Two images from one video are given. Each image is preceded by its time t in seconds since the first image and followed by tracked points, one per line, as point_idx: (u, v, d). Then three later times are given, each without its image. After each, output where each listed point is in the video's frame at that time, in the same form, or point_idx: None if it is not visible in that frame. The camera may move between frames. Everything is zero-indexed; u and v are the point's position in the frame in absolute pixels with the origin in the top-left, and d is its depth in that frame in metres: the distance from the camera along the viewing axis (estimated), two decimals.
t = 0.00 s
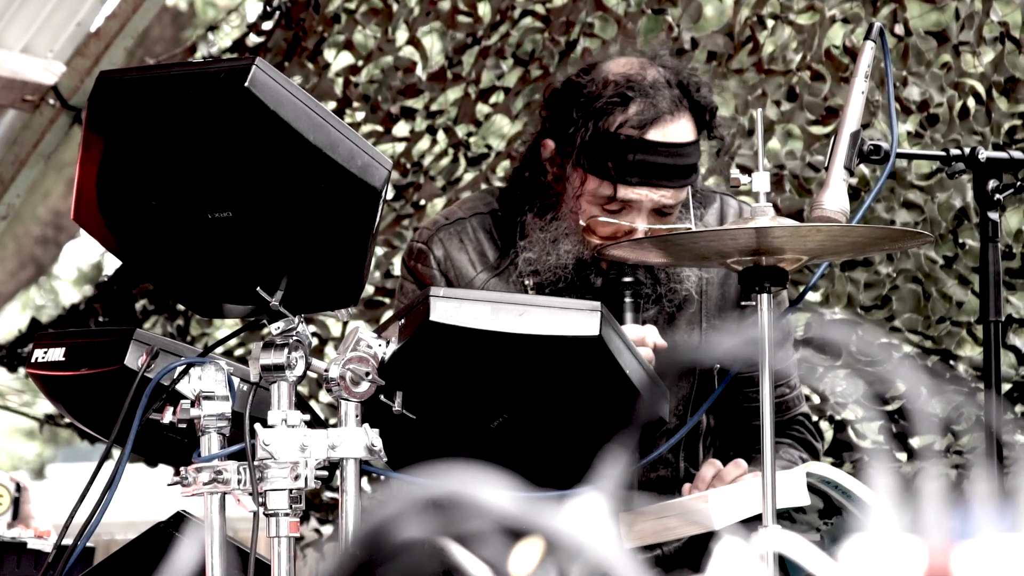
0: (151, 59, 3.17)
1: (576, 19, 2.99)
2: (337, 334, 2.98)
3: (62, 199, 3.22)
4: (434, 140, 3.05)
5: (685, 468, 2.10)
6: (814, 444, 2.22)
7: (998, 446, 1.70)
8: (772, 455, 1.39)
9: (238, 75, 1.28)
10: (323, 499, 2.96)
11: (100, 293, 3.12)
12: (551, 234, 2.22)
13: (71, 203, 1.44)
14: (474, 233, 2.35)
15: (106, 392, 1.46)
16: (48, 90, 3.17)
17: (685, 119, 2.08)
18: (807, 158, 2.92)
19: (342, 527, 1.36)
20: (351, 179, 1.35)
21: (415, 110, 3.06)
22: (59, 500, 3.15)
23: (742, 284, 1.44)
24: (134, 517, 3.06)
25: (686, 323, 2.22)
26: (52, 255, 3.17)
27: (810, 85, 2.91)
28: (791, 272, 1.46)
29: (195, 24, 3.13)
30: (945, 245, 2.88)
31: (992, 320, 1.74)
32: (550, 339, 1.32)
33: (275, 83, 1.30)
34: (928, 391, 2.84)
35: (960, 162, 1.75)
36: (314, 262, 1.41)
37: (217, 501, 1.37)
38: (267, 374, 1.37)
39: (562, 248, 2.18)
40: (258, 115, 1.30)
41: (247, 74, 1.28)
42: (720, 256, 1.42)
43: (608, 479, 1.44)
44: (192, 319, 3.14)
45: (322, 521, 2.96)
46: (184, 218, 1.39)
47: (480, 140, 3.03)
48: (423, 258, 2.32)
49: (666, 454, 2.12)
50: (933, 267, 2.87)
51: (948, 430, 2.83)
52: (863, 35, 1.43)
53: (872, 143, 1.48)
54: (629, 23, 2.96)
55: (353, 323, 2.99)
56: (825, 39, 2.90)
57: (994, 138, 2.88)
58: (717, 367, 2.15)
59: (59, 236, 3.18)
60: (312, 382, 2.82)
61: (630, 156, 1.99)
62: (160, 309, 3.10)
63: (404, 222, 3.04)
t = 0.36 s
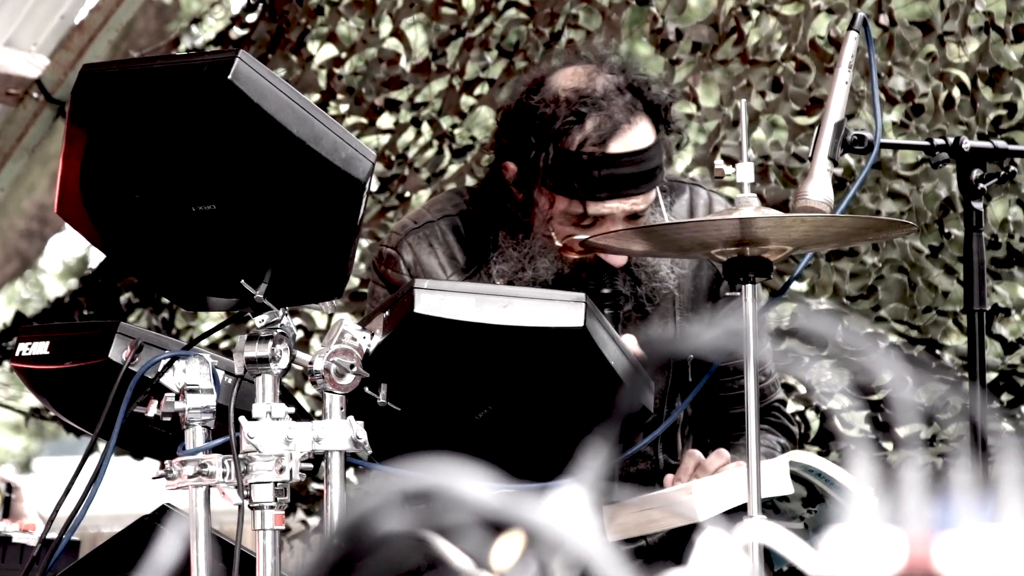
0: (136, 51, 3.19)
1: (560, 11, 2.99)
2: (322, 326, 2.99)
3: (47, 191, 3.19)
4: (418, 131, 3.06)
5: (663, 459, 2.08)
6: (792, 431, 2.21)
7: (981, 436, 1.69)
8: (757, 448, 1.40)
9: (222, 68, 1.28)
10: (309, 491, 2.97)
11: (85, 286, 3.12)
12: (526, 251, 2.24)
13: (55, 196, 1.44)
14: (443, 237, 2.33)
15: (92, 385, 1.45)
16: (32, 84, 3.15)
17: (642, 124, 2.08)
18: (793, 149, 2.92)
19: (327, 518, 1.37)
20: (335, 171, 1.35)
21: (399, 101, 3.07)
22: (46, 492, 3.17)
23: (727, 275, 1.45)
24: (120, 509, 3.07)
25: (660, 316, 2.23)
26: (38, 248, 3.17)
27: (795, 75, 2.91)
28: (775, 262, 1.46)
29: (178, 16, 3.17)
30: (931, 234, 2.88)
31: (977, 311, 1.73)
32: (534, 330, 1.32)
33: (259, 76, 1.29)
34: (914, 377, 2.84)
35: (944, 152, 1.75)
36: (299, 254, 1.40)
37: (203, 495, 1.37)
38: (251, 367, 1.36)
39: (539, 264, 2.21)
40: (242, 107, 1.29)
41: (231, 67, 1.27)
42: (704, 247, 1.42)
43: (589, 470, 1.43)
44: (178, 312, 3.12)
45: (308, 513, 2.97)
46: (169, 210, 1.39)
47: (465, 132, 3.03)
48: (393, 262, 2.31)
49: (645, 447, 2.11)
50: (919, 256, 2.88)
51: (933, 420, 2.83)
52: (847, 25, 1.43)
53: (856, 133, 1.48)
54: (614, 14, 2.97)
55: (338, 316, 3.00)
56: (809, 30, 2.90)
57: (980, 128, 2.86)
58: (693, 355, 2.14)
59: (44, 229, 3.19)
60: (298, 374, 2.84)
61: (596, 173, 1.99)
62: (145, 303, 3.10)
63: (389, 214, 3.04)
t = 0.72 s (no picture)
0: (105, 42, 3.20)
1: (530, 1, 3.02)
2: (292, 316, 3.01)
3: (18, 183, 3.19)
4: (389, 122, 3.07)
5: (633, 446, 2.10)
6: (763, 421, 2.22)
7: (949, 424, 1.70)
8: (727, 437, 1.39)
9: (191, 58, 1.27)
10: (279, 482, 2.99)
11: (55, 278, 3.11)
12: (500, 223, 2.24)
13: (23, 187, 1.43)
14: (416, 220, 2.35)
15: (64, 373, 1.46)
16: (2, 75, 3.16)
17: (627, 96, 2.13)
18: (763, 139, 2.94)
19: (299, 506, 1.37)
20: (304, 161, 1.35)
21: (369, 92, 3.07)
22: (17, 484, 3.18)
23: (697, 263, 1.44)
24: (91, 501, 3.08)
25: (631, 300, 2.26)
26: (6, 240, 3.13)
27: (765, 65, 2.94)
28: (745, 251, 1.46)
29: (148, 7, 3.16)
30: (901, 223, 2.89)
31: (946, 299, 1.75)
32: (504, 320, 1.32)
33: (228, 66, 1.29)
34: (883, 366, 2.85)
35: (915, 141, 1.77)
36: (268, 245, 1.40)
37: (173, 486, 1.37)
38: (221, 357, 1.35)
39: (514, 236, 2.20)
40: (211, 98, 1.29)
41: (199, 57, 1.27)
42: (675, 236, 1.43)
43: (557, 457, 1.44)
44: (149, 304, 3.13)
45: (278, 503, 2.98)
46: (138, 201, 1.39)
47: (435, 123, 3.05)
48: (365, 245, 2.31)
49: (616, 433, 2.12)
50: (889, 245, 2.88)
51: (902, 409, 2.85)
52: (817, 14, 1.44)
53: (826, 122, 1.49)
54: (584, 4, 2.99)
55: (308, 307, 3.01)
56: (779, 19, 2.94)
57: (950, 118, 2.91)
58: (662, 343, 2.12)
59: (15, 221, 3.14)
60: (268, 364, 2.85)
61: (579, 140, 2.04)
62: (115, 294, 3.10)
63: (359, 204, 3.06)
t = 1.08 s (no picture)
0: (90, 41, 3.20)
1: None
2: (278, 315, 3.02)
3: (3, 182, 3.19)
4: (374, 120, 3.07)
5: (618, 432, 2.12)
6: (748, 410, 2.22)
7: (935, 421, 1.71)
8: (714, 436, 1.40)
9: (177, 56, 1.27)
10: (265, 480, 3.00)
11: (41, 276, 3.10)
12: (489, 203, 2.24)
13: (10, 184, 1.43)
14: (398, 203, 2.34)
15: (49, 372, 1.46)
16: None
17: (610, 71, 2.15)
18: (748, 136, 2.94)
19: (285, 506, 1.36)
20: (291, 160, 1.35)
21: (355, 90, 3.08)
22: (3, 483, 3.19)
23: (684, 263, 1.44)
24: (77, 500, 3.10)
25: (615, 284, 2.24)
26: None
27: (750, 63, 2.94)
28: (732, 249, 1.46)
29: (134, 5, 3.16)
30: (886, 222, 2.90)
31: (932, 298, 1.75)
32: (491, 318, 1.32)
33: (215, 64, 1.29)
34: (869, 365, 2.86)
35: (900, 139, 1.76)
36: (255, 244, 1.40)
37: (160, 483, 1.37)
38: (208, 356, 1.35)
39: (503, 217, 2.21)
40: (198, 96, 1.29)
41: (186, 55, 1.27)
42: (661, 235, 1.43)
43: (545, 455, 1.45)
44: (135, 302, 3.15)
45: (264, 502, 2.99)
46: (124, 199, 1.39)
47: (421, 121, 3.05)
48: (348, 227, 2.32)
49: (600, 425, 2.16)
50: (874, 244, 2.89)
51: (887, 408, 2.86)
52: (802, 12, 1.44)
53: (812, 121, 1.49)
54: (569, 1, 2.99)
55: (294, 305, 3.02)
56: (764, 17, 2.94)
57: (935, 116, 2.91)
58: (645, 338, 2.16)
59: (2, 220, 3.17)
60: (254, 363, 2.87)
61: (563, 110, 2.06)
62: (101, 293, 3.11)
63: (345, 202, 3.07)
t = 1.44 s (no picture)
0: (93, 61, 3.21)
1: (518, 18, 3.03)
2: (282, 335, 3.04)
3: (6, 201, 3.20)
4: (378, 140, 3.08)
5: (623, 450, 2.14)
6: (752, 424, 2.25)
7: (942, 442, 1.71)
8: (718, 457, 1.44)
9: (182, 76, 1.27)
10: (269, 501, 3.01)
11: (44, 296, 3.11)
12: (484, 218, 2.24)
13: (16, 205, 1.43)
14: (393, 227, 2.35)
15: (55, 389, 1.47)
16: None
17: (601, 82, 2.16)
18: (750, 156, 2.95)
19: (289, 527, 1.35)
20: (296, 180, 1.35)
21: (358, 109, 3.09)
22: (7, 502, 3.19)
23: (688, 282, 1.45)
24: (81, 520, 3.10)
25: (609, 304, 2.29)
26: None
27: (753, 83, 2.95)
28: (736, 269, 1.47)
29: (138, 25, 3.17)
30: (889, 241, 2.91)
31: (936, 318, 1.77)
32: (496, 338, 1.32)
33: (219, 84, 1.29)
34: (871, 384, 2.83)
35: (903, 160, 1.79)
36: (260, 264, 1.40)
37: (164, 503, 1.36)
38: (213, 376, 1.36)
39: (498, 230, 2.19)
40: (202, 116, 1.29)
41: (190, 75, 1.27)
42: (665, 255, 1.43)
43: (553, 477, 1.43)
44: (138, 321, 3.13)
45: (268, 522, 3.00)
46: (129, 220, 1.38)
47: (424, 140, 3.06)
48: (343, 252, 2.33)
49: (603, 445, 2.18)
50: (876, 264, 2.91)
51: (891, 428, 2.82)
52: (806, 34, 1.45)
53: (815, 141, 1.50)
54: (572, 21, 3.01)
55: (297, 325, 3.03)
56: (766, 37, 2.94)
57: (937, 135, 2.93)
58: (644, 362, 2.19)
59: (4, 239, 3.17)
60: (258, 383, 2.89)
61: (554, 123, 2.07)
62: (105, 312, 3.10)
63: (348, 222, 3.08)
